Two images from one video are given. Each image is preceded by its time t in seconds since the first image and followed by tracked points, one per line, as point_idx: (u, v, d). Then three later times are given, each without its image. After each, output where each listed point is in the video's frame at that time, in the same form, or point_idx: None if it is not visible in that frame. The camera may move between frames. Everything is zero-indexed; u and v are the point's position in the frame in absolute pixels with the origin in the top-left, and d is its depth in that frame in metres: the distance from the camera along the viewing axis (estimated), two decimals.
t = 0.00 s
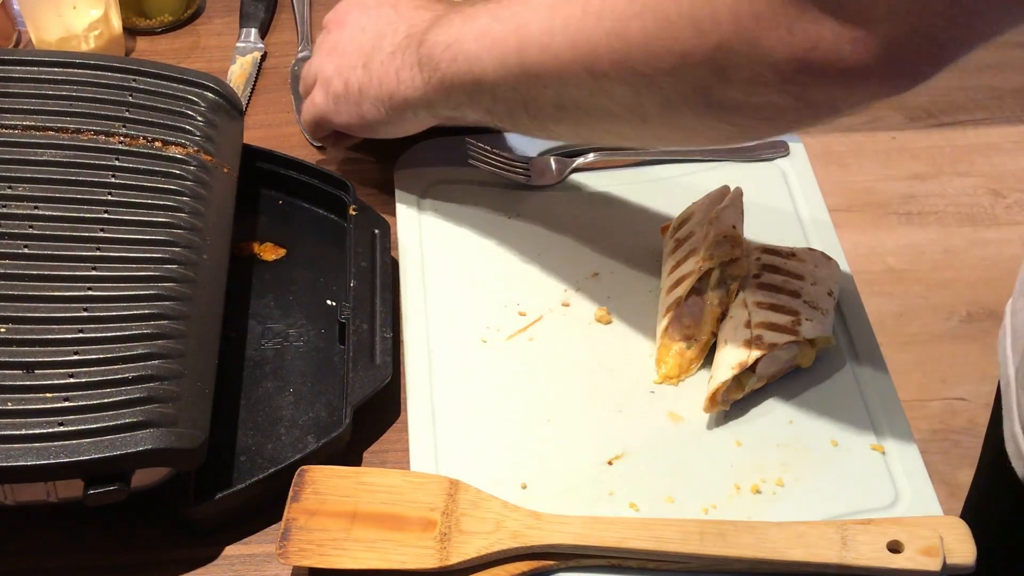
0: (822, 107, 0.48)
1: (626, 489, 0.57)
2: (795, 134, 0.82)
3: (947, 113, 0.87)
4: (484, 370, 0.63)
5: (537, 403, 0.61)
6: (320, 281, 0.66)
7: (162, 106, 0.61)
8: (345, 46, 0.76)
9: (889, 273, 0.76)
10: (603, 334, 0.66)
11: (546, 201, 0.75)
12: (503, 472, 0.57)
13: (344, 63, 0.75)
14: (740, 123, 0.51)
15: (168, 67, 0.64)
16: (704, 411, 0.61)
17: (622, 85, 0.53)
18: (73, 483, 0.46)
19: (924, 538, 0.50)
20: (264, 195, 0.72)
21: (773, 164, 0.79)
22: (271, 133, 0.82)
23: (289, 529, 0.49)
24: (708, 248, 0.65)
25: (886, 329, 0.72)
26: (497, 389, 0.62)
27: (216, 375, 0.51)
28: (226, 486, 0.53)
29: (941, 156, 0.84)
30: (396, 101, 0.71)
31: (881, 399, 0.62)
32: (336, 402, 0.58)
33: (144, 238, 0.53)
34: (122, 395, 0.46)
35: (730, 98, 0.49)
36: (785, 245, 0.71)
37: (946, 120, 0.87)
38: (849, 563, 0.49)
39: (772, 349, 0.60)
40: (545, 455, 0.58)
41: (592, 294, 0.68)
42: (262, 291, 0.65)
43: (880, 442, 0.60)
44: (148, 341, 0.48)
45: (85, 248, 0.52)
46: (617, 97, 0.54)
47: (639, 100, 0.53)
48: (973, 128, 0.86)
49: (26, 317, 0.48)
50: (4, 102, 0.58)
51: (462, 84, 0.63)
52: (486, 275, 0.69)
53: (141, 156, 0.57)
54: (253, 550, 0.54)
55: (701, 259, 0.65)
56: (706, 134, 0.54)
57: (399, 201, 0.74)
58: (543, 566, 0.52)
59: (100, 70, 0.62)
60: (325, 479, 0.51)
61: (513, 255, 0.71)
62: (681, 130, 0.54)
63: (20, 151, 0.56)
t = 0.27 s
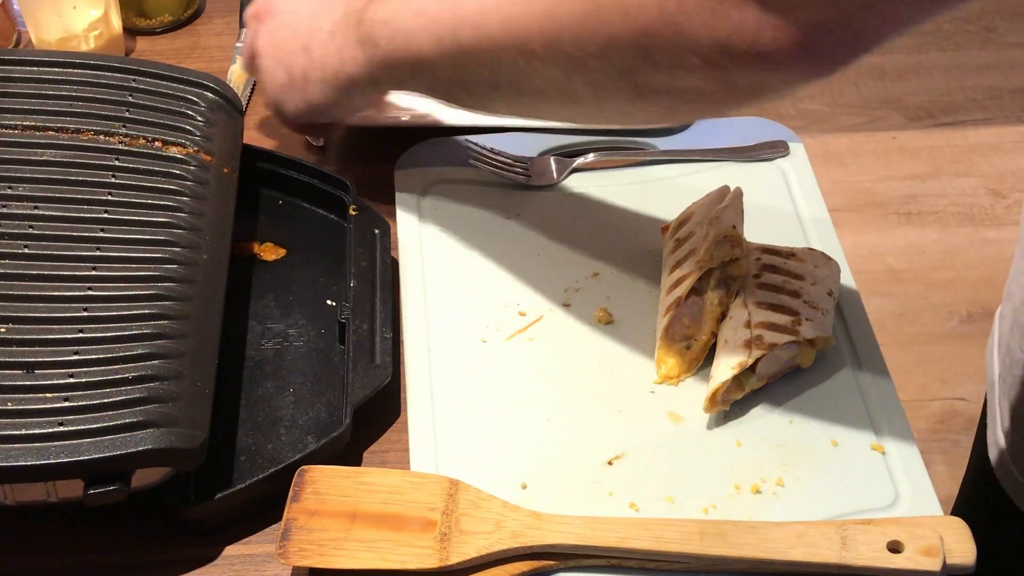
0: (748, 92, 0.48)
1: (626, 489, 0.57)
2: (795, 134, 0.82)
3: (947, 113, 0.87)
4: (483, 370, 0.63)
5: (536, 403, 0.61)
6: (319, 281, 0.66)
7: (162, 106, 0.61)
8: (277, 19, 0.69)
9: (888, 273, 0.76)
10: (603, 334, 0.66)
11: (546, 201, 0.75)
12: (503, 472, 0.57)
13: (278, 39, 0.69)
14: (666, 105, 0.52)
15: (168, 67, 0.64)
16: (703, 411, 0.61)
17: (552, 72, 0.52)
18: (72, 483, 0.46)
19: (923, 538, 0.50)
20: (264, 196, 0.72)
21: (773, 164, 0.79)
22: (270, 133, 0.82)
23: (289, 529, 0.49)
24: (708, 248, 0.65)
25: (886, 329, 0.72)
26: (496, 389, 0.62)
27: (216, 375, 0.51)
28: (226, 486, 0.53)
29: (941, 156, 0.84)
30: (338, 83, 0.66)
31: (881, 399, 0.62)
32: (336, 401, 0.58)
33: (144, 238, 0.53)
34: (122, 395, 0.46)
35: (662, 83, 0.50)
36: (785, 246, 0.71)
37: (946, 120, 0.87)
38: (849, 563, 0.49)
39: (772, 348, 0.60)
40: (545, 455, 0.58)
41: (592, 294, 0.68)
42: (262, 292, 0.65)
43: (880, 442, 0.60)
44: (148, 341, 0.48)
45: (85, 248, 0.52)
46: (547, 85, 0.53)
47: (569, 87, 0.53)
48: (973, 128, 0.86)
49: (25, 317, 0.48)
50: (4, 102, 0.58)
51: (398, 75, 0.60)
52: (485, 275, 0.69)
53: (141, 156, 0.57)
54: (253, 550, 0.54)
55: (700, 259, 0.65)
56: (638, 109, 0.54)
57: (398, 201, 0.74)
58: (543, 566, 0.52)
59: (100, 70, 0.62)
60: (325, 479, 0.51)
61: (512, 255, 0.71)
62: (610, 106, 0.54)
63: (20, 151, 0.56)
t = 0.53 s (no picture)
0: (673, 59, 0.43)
1: (626, 489, 0.57)
2: (795, 134, 0.82)
3: (947, 112, 0.87)
4: (483, 370, 0.63)
5: (536, 403, 0.61)
6: (319, 281, 0.66)
7: (162, 105, 0.61)
8: None
9: (889, 273, 0.76)
10: (603, 334, 0.66)
11: (546, 201, 0.75)
12: (503, 472, 0.57)
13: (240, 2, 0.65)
14: (592, 68, 0.46)
15: (168, 67, 0.64)
16: (703, 411, 0.61)
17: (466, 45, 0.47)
18: (72, 483, 0.46)
19: (923, 538, 0.50)
20: (264, 196, 0.72)
21: (773, 164, 0.79)
22: (271, 134, 0.82)
23: (289, 529, 0.49)
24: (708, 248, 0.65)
25: (886, 329, 0.72)
26: (496, 389, 0.62)
27: (215, 374, 0.51)
28: (226, 486, 0.53)
29: (941, 156, 0.84)
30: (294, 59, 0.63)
31: (881, 399, 0.62)
32: (336, 401, 0.58)
33: (144, 238, 0.53)
34: (122, 395, 0.46)
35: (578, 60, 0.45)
36: (785, 245, 0.71)
37: (946, 121, 0.87)
38: (849, 563, 0.49)
39: (772, 349, 0.60)
40: (545, 455, 0.58)
41: (592, 294, 0.68)
42: (262, 292, 0.65)
43: (880, 442, 0.60)
44: (148, 341, 0.48)
45: (86, 248, 0.52)
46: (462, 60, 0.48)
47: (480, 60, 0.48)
48: (973, 128, 0.86)
49: (26, 317, 0.48)
50: (3, 102, 0.58)
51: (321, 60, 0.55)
52: (485, 275, 0.69)
53: (142, 156, 0.57)
54: (253, 550, 0.54)
55: (700, 259, 0.65)
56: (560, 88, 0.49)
57: (398, 202, 0.74)
58: (543, 566, 0.52)
59: (100, 70, 0.62)
60: (325, 479, 0.51)
61: (513, 255, 0.71)
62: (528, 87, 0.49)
63: (20, 151, 0.56)
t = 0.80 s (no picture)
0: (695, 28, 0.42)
1: (626, 489, 0.57)
2: (795, 134, 0.82)
3: (947, 112, 0.87)
4: (483, 370, 0.63)
5: (537, 403, 0.61)
6: (319, 281, 0.66)
7: (162, 105, 0.61)
8: None
9: (889, 273, 0.76)
10: (603, 333, 0.66)
11: (545, 201, 0.75)
12: (503, 472, 0.57)
13: None
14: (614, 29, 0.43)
15: (168, 67, 0.64)
16: (703, 411, 0.61)
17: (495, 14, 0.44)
18: (72, 483, 0.46)
19: (923, 538, 0.50)
20: (264, 196, 0.72)
21: (773, 164, 0.79)
22: (271, 133, 0.82)
23: (289, 529, 0.49)
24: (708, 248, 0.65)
25: (886, 329, 0.72)
26: (496, 389, 0.62)
27: (216, 375, 0.51)
28: (226, 486, 0.53)
29: (941, 156, 0.84)
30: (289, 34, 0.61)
31: (881, 398, 0.62)
32: (335, 401, 0.58)
33: (144, 238, 0.53)
34: (122, 395, 0.46)
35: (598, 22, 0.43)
36: (785, 245, 0.71)
37: (946, 121, 0.87)
38: (849, 563, 0.49)
39: (772, 348, 0.59)
40: (545, 455, 0.58)
41: (592, 294, 0.68)
42: (262, 292, 0.65)
43: (880, 442, 0.60)
44: (148, 341, 0.48)
45: (85, 248, 0.52)
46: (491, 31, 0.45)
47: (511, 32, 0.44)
48: (973, 128, 0.86)
49: (26, 317, 0.48)
50: (3, 102, 0.58)
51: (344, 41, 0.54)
52: (485, 275, 0.69)
53: (141, 156, 0.57)
54: (253, 550, 0.54)
55: (701, 259, 0.65)
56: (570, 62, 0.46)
57: (398, 202, 0.74)
58: (543, 566, 0.52)
59: (100, 70, 0.62)
60: (325, 479, 0.51)
61: (512, 255, 0.71)
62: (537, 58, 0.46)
63: (20, 151, 0.56)
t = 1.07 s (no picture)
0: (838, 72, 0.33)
1: (626, 489, 0.57)
2: (795, 135, 0.82)
3: (947, 113, 0.87)
4: (483, 370, 0.63)
5: (537, 403, 0.61)
6: (320, 281, 0.66)
7: (162, 105, 0.61)
8: None
9: (889, 273, 0.76)
10: (604, 334, 0.66)
11: (546, 201, 0.75)
12: (503, 472, 0.57)
13: None
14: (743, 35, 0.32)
15: (168, 67, 0.64)
16: (703, 411, 0.61)
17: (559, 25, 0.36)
18: (72, 483, 0.46)
19: (923, 538, 0.50)
20: (264, 196, 0.72)
21: (772, 164, 0.79)
22: (270, 133, 0.82)
23: (289, 529, 0.49)
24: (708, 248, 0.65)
25: (886, 329, 0.72)
26: (497, 389, 0.62)
27: (216, 375, 0.51)
28: (226, 486, 0.53)
29: (940, 156, 0.84)
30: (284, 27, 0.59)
31: (881, 398, 0.62)
32: (336, 402, 0.58)
33: (144, 238, 0.53)
34: (122, 395, 0.46)
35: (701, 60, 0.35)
36: (785, 245, 0.71)
37: (945, 121, 0.87)
38: (849, 563, 0.49)
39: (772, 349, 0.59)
40: (545, 455, 0.58)
41: (592, 294, 0.68)
42: (263, 292, 0.65)
43: (880, 442, 0.60)
44: (148, 341, 0.48)
45: (86, 248, 0.52)
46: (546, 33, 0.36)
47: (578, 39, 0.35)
48: (973, 128, 0.86)
49: (26, 317, 0.48)
50: (4, 102, 0.58)
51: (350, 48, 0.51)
52: (486, 275, 0.69)
53: (142, 156, 0.57)
54: (253, 550, 0.54)
55: (701, 259, 0.65)
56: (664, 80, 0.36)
57: (399, 202, 0.74)
58: (543, 566, 0.52)
59: (100, 70, 0.62)
60: (325, 479, 0.51)
61: (513, 255, 0.71)
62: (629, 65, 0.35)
63: (20, 151, 0.56)
